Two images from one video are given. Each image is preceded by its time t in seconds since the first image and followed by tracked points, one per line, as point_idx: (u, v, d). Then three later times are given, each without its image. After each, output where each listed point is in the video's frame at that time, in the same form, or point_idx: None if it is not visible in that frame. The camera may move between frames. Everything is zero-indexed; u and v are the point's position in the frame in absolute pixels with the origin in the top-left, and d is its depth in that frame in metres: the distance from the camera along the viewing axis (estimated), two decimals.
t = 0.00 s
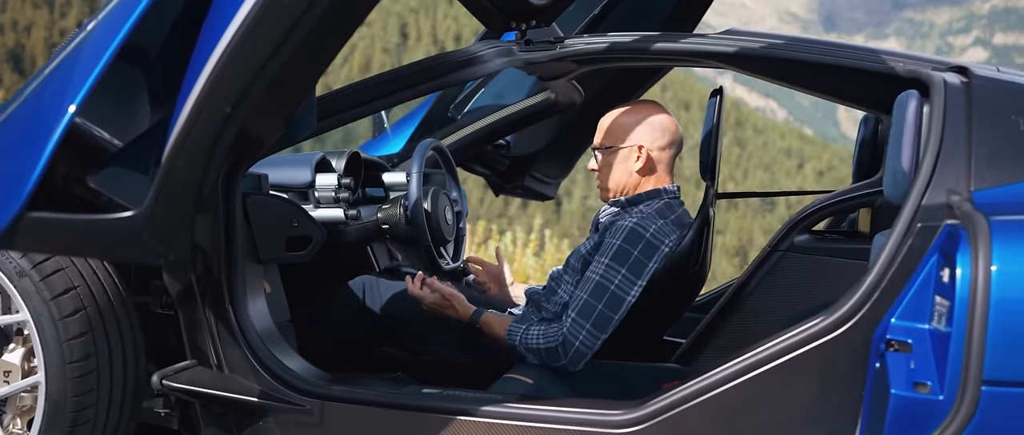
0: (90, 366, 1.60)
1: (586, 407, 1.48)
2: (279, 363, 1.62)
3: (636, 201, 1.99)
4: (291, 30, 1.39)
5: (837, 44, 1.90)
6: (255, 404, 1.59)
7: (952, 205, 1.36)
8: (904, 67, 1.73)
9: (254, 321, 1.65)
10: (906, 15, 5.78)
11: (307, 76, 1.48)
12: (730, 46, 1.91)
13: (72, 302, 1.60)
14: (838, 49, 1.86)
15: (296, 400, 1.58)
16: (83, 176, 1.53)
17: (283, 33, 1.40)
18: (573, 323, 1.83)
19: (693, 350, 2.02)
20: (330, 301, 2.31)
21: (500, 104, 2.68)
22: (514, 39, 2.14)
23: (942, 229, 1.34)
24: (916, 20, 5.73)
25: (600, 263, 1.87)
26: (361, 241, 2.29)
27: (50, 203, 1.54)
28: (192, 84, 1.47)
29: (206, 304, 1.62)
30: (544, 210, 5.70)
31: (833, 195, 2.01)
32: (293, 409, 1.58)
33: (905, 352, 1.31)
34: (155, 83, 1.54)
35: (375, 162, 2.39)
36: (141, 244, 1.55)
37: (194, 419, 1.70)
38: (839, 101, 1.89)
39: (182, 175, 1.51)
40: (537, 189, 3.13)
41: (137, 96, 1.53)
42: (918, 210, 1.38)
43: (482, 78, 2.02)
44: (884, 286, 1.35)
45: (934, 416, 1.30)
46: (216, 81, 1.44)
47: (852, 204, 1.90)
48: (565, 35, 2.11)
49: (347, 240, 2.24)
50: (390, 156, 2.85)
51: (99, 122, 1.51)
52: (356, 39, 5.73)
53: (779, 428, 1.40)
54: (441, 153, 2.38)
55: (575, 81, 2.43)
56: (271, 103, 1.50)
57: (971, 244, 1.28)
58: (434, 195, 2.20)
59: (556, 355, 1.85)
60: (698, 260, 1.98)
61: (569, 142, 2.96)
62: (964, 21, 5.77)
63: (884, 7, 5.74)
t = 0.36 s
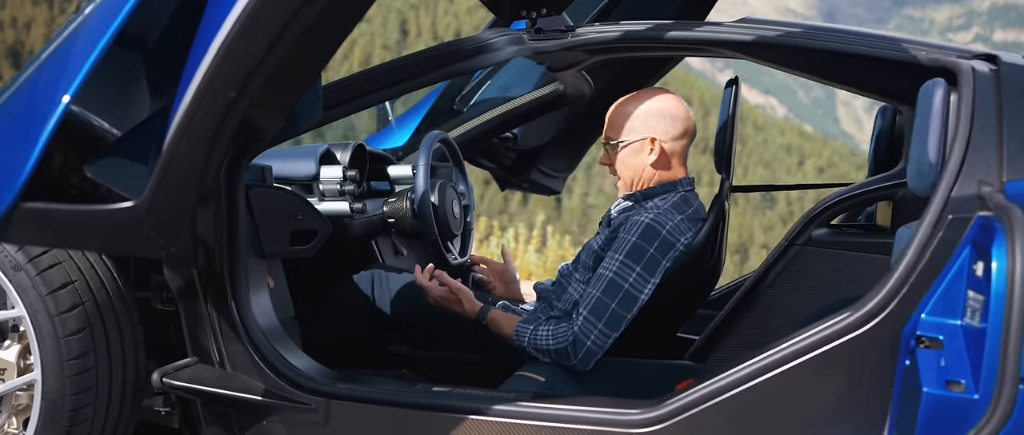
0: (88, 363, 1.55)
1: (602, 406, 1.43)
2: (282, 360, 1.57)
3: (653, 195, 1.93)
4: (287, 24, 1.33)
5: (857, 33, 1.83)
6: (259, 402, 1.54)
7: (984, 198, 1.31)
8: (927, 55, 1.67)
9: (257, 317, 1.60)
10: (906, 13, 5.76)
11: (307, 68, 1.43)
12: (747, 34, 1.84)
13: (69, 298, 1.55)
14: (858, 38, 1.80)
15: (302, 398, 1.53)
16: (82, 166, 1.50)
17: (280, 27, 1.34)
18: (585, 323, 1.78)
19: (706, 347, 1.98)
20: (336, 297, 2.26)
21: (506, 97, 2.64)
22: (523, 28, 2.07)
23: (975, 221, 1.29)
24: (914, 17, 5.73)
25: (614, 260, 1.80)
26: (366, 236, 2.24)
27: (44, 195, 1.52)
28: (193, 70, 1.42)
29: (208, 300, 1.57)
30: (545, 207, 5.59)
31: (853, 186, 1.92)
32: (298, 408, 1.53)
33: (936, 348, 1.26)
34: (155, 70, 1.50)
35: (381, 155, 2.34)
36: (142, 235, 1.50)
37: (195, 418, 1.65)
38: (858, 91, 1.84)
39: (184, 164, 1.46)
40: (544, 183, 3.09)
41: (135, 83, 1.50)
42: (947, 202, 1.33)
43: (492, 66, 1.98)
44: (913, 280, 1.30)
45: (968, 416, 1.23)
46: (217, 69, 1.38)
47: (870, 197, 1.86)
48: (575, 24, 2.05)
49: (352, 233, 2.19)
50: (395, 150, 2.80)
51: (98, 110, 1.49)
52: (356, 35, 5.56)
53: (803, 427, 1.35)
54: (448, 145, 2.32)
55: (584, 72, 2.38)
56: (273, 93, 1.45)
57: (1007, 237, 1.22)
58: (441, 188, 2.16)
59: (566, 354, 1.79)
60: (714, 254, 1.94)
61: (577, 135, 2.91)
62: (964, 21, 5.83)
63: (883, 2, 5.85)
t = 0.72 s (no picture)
0: (83, 359, 1.50)
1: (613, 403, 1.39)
2: (286, 356, 1.53)
3: (659, 189, 1.89)
4: (288, 11, 1.32)
5: (873, 23, 1.76)
6: (260, 399, 1.49)
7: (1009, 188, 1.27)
8: (944, 44, 1.63)
9: (259, 311, 1.56)
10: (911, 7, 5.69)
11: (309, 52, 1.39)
12: (761, 22, 1.82)
13: (63, 292, 1.50)
14: (873, 27, 1.75)
15: (305, 396, 1.48)
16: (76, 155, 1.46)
17: (283, 8, 1.32)
18: (597, 317, 1.74)
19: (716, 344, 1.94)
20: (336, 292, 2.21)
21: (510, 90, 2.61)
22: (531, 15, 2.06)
23: (999, 212, 1.27)
24: None
25: (628, 254, 1.77)
26: (368, 229, 2.20)
27: (34, 182, 1.47)
28: (192, 55, 1.38)
29: (208, 293, 1.53)
30: (543, 206, 5.44)
31: (864, 179, 1.88)
32: (299, 405, 1.48)
33: (963, 343, 1.24)
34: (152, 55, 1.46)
35: (383, 148, 2.31)
36: (139, 223, 1.45)
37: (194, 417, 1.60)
38: (872, 81, 1.79)
39: (183, 153, 1.42)
40: (547, 178, 3.04)
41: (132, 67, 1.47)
42: (973, 191, 1.28)
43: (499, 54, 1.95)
44: (938, 272, 1.26)
45: (999, 412, 1.23)
46: (219, 51, 1.35)
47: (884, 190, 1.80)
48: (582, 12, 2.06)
49: (354, 226, 2.16)
50: (396, 142, 2.72)
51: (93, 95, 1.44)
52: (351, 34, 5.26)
53: (822, 424, 1.31)
54: (451, 137, 2.28)
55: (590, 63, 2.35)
56: (276, 77, 1.42)
57: None
58: (446, 181, 2.11)
59: (576, 348, 1.75)
60: (726, 250, 1.87)
61: (581, 128, 2.87)
62: None
63: None
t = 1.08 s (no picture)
0: (68, 361, 1.46)
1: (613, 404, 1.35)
2: (275, 356, 1.48)
3: (654, 188, 1.85)
4: None
5: (877, 14, 1.73)
6: (251, 401, 1.45)
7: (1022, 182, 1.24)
8: (950, 37, 1.59)
9: (250, 310, 1.51)
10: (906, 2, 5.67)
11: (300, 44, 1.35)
12: (763, 14, 1.78)
13: (47, 291, 1.46)
14: (876, 19, 1.71)
15: (298, 398, 1.44)
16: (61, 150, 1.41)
17: None
18: (588, 314, 1.70)
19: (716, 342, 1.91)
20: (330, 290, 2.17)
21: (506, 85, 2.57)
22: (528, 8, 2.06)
23: (1014, 208, 1.23)
24: None
25: (623, 253, 1.73)
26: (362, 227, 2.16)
27: (19, 177, 1.42)
28: (179, 46, 1.33)
29: (198, 292, 1.49)
30: (535, 202, 5.45)
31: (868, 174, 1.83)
32: (292, 407, 1.44)
33: (976, 342, 1.20)
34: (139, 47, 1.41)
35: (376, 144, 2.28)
36: (125, 221, 1.41)
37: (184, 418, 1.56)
38: (875, 75, 1.76)
39: (172, 147, 1.37)
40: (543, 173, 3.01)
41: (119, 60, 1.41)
42: (985, 187, 1.25)
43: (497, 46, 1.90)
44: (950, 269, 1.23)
45: (1015, 416, 1.18)
46: (207, 42, 1.30)
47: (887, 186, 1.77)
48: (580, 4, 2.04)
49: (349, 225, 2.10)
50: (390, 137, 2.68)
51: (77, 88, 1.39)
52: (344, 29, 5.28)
53: (831, 425, 1.28)
54: (448, 132, 2.23)
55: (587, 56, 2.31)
56: (269, 70, 1.38)
57: None
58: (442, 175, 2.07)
59: (567, 343, 1.70)
60: (729, 246, 1.86)
61: (577, 123, 2.83)
62: None
63: None
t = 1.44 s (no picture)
0: (50, 365, 1.41)
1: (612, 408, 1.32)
2: (265, 359, 1.44)
3: (639, 188, 1.85)
4: None
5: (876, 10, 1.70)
6: (239, 406, 1.41)
7: None
8: (953, 32, 1.56)
9: (238, 311, 1.47)
10: None
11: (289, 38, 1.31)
12: (761, 9, 1.77)
13: (27, 294, 1.41)
14: (876, 15, 1.68)
15: (288, 402, 1.40)
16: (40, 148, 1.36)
17: None
18: (610, 313, 1.66)
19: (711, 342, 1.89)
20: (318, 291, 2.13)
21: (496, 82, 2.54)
22: (522, 2, 2.06)
23: None
24: None
25: (638, 256, 1.73)
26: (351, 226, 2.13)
27: None
28: (166, 40, 1.28)
29: (183, 293, 1.44)
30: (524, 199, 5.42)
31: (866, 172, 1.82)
32: (282, 412, 1.40)
33: (985, 344, 1.18)
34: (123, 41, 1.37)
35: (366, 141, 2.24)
36: (109, 221, 1.36)
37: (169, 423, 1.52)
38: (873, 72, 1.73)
39: (159, 144, 1.33)
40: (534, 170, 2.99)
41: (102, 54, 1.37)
42: (992, 185, 1.23)
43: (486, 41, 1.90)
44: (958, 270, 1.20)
45: None
46: (195, 35, 1.26)
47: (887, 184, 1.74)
48: None
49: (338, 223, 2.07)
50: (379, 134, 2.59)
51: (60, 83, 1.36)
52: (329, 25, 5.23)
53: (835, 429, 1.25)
54: (440, 129, 2.20)
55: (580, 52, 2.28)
56: (258, 63, 1.33)
57: None
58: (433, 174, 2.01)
59: (587, 340, 1.63)
60: (726, 245, 1.84)
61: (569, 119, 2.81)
62: None
63: None
